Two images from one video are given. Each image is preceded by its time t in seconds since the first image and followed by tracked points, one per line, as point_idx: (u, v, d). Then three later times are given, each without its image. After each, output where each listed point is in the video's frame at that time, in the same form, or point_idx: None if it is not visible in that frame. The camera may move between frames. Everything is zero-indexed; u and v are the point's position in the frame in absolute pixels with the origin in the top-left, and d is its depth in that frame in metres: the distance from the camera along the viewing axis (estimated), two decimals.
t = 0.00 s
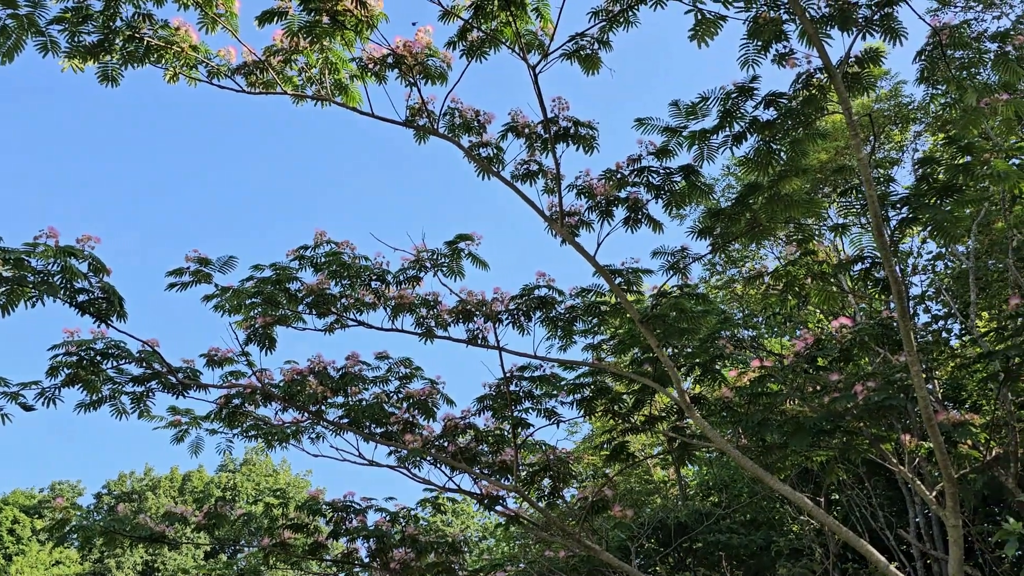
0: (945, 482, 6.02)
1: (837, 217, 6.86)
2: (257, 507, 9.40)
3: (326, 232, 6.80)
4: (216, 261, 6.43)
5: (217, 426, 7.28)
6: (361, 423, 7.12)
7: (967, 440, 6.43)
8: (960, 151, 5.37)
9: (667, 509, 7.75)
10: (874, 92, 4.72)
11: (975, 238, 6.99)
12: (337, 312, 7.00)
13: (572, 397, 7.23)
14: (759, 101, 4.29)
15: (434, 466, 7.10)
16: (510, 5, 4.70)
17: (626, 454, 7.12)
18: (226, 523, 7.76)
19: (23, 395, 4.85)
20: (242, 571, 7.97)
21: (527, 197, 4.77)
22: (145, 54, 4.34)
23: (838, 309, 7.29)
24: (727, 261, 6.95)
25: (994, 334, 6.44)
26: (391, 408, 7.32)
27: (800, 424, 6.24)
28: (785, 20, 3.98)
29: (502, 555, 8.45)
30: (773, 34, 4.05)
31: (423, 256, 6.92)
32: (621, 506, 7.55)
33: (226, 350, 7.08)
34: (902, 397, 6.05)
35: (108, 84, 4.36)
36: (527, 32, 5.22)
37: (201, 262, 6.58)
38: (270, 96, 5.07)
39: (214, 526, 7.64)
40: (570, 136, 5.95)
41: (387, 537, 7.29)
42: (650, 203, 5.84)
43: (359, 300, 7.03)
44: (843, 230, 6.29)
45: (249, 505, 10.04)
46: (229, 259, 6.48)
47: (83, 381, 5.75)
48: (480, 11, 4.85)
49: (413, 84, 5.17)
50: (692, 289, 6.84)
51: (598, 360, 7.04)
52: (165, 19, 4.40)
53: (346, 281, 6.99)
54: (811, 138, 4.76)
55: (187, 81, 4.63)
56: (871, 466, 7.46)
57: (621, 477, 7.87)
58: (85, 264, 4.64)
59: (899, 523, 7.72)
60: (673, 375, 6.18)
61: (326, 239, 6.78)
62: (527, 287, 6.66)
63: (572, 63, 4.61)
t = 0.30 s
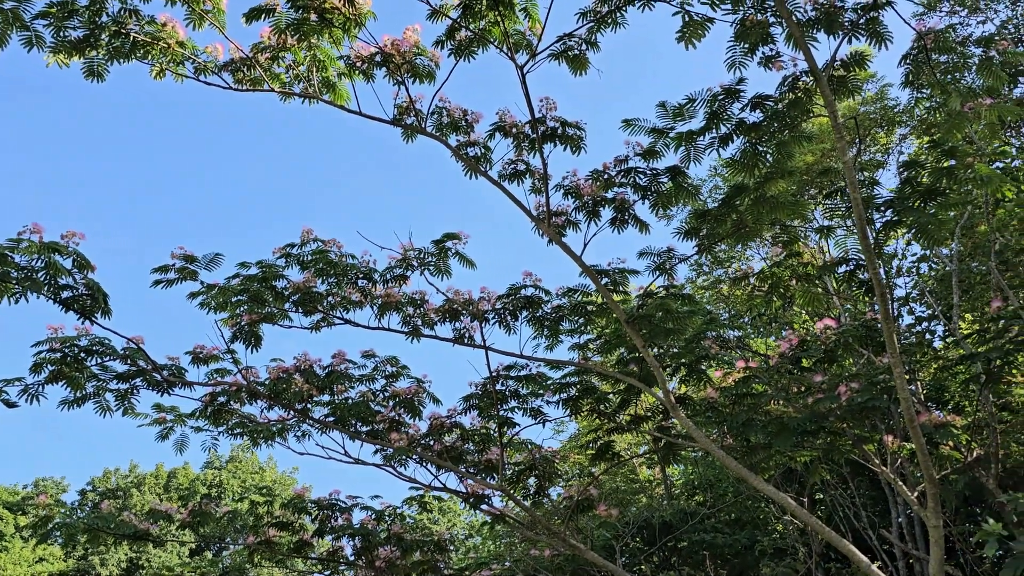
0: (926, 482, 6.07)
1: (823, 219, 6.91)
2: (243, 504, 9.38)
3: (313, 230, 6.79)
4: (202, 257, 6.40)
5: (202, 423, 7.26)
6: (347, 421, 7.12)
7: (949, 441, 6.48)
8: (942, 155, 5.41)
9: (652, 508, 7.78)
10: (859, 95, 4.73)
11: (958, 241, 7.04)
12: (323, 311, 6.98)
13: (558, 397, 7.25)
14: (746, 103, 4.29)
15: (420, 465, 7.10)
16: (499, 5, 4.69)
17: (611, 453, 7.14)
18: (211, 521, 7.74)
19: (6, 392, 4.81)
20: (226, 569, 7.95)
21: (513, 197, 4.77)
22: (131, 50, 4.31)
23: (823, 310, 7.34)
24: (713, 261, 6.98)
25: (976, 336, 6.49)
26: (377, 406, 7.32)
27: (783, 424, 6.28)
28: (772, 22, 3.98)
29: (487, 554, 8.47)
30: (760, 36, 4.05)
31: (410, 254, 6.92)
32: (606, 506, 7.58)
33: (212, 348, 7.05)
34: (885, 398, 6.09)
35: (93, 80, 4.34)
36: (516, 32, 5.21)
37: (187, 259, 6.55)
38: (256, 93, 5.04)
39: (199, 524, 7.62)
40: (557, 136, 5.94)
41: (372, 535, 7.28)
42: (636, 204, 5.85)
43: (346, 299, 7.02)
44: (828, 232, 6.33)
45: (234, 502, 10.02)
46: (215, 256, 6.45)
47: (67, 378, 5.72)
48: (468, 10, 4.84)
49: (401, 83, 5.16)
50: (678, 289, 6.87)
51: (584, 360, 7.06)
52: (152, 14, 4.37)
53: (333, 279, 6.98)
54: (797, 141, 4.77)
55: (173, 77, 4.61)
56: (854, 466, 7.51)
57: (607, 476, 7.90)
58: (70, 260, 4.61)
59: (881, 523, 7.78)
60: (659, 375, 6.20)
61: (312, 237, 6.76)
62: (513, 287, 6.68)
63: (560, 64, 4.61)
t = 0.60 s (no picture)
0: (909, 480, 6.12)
1: (810, 218, 6.95)
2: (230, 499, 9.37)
3: (301, 224, 6.78)
4: (189, 251, 6.39)
5: (189, 418, 7.24)
6: (334, 417, 7.12)
7: (932, 439, 6.53)
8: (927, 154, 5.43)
9: (638, 504, 7.83)
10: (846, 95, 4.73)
11: (943, 240, 7.09)
12: (311, 305, 6.97)
13: (546, 393, 7.27)
14: (734, 102, 4.28)
15: (407, 460, 7.10)
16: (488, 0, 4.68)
17: (598, 450, 7.17)
18: (198, 515, 7.73)
19: None
20: (213, 564, 7.94)
21: (501, 194, 4.76)
22: (119, 42, 4.27)
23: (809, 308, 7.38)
24: (700, 259, 7.00)
25: (960, 335, 6.54)
26: (364, 401, 7.32)
27: (769, 421, 6.31)
28: (760, 22, 3.97)
29: (474, 549, 8.49)
30: (748, 35, 4.04)
31: (398, 250, 6.92)
32: (593, 502, 7.61)
33: (198, 342, 7.04)
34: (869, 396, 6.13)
35: (79, 72, 4.31)
36: (505, 29, 5.20)
37: (174, 253, 6.53)
38: (245, 87, 5.02)
39: (185, 518, 7.61)
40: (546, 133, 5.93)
41: (359, 530, 7.28)
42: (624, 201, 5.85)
43: (334, 294, 7.00)
44: (814, 230, 6.37)
45: (222, 497, 10.00)
46: (202, 250, 6.43)
47: (53, 372, 5.69)
48: (457, 5, 4.82)
49: (389, 78, 5.14)
50: (666, 286, 6.89)
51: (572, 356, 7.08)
52: (139, 6, 4.35)
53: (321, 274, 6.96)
54: (784, 140, 4.77)
55: (161, 70, 4.58)
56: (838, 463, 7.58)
57: (594, 472, 7.94)
58: (56, 253, 4.59)
59: (865, 519, 7.85)
60: (646, 372, 6.21)
61: (301, 232, 6.75)
62: (501, 283, 6.69)
63: (549, 60, 4.59)
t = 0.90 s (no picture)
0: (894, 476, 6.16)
1: (798, 215, 6.99)
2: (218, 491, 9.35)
3: (290, 216, 6.77)
4: (178, 242, 6.37)
5: (176, 409, 7.22)
6: (323, 409, 7.12)
7: (916, 436, 6.57)
8: (915, 152, 5.42)
9: (626, 499, 7.86)
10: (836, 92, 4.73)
11: (929, 238, 7.13)
12: (300, 297, 6.96)
13: (534, 387, 7.29)
14: (725, 98, 4.25)
15: (395, 453, 7.11)
16: None
17: (586, 444, 7.19)
18: (185, 507, 7.72)
19: None
20: (200, 555, 7.92)
21: (491, 187, 4.75)
22: (108, 30, 4.24)
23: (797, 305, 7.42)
24: (689, 255, 7.02)
25: (946, 332, 6.59)
26: (353, 394, 7.32)
27: (755, 417, 6.35)
28: (751, 18, 3.95)
29: (462, 542, 8.51)
30: (738, 32, 4.02)
31: (388, 243, 6.92)
32: (580, 496, 7.63)
33: (187, 333, 7.02)
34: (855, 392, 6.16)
35: (68, 59, 4.27)
36: (497, 22, 5.19)
37: (163, 243, 6.51)
38: (235, 77, 4.99)
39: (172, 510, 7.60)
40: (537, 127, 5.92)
41: (346, 523, 7.27)
42: (613, 196, 5.85)
43: (323, 286, 6.99)
44: (802, 227, 6.40)
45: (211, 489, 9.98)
46: (192, 241, 6.41)
47: (40, 362, 5.66)
48: None
49: (381, 70, 5.11)
50: (655, 282, 6.91)
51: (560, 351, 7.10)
52: None
53: (311, 267, 6.95)
54: (774, 137, 4.76)
55: (150, 59, 4.55)
56: (824, 459, 7.63)
57: (582, 467, 7.96)
58: (43, 242, 4.56)
59: (850, 516, 7.91)
60: (634, 366, 6.22)
61: (290, 223, 6.74)
62: (491, 276, 6.70)
63: (540, 54, 4.56)
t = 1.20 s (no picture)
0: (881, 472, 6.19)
1: (790, 212, 7.01)
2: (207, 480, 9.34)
3: (283, 205, 6.75)
4: (169, 229, 6.35)
5: (166, 397, 7.20)
6: (313, 399, 7.11)
7: (903, 433, 6.61)
8: (905, 150, 5.43)
9: (615, 492, 7.89)
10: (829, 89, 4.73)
11: (919, 237, 7.17)
12: (292, 287, 6.95)
13: (525, 379, 7.30)
14: (719, 94, 4.23)
15: (384, 444, 7.11)
16: None
17: (575, 437, 7.21)
18: (173, 495, 7.70)
19: None
20: (188, 544, 7.91)
21: (483, 178, 4.74)
22: (102, 14, 4.20)
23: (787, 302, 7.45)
24: (681, 250, 7.04)
25: (934, 330, 6.62)
26: (343, 384, 7.31)
27: (744, 412, 6.37)
28: (746, 14, 3.92)
29: (451, 534, 8.52)
30: (734, 27, 4.00)
31: (380, 233, 6.91)
32: (569, 489, 7.66)
33: (177, 321, 7.00)
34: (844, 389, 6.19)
35: (61, 43, 4.24)
36: (493, 13, 5.17)
37: (154, 230, 6.49)
38: (229, 64, 4.96)
39: (160, 498, 7.58)
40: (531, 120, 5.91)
41: (335, 513, 7.27)
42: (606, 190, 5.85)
43: (315, 276, 6.98)
44: (793, 223, 6.42)
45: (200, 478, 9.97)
46: (183, 228, 6.39)
47: (29, 348, 5.62)
48: None
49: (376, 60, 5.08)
50: (646, 276, 6.92)
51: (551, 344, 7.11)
52: None
53: (303, 256, 6.93)
54: (767, 133, 4.75)
55: (143, 44, 4.52)
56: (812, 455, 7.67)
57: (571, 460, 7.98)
58: (33, 227, 4.53)
59: (837, 512, 7.96)
60: (625, 360, 6.24)
61: (283, 212, 6.73)
62: (483, 268, 6.71)
63: (535, 46, 4.53)
